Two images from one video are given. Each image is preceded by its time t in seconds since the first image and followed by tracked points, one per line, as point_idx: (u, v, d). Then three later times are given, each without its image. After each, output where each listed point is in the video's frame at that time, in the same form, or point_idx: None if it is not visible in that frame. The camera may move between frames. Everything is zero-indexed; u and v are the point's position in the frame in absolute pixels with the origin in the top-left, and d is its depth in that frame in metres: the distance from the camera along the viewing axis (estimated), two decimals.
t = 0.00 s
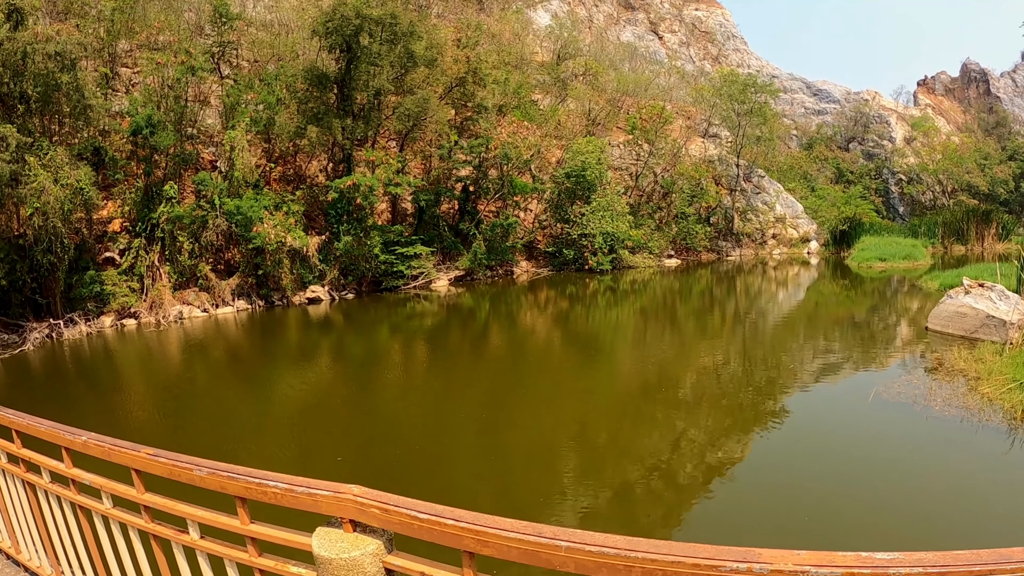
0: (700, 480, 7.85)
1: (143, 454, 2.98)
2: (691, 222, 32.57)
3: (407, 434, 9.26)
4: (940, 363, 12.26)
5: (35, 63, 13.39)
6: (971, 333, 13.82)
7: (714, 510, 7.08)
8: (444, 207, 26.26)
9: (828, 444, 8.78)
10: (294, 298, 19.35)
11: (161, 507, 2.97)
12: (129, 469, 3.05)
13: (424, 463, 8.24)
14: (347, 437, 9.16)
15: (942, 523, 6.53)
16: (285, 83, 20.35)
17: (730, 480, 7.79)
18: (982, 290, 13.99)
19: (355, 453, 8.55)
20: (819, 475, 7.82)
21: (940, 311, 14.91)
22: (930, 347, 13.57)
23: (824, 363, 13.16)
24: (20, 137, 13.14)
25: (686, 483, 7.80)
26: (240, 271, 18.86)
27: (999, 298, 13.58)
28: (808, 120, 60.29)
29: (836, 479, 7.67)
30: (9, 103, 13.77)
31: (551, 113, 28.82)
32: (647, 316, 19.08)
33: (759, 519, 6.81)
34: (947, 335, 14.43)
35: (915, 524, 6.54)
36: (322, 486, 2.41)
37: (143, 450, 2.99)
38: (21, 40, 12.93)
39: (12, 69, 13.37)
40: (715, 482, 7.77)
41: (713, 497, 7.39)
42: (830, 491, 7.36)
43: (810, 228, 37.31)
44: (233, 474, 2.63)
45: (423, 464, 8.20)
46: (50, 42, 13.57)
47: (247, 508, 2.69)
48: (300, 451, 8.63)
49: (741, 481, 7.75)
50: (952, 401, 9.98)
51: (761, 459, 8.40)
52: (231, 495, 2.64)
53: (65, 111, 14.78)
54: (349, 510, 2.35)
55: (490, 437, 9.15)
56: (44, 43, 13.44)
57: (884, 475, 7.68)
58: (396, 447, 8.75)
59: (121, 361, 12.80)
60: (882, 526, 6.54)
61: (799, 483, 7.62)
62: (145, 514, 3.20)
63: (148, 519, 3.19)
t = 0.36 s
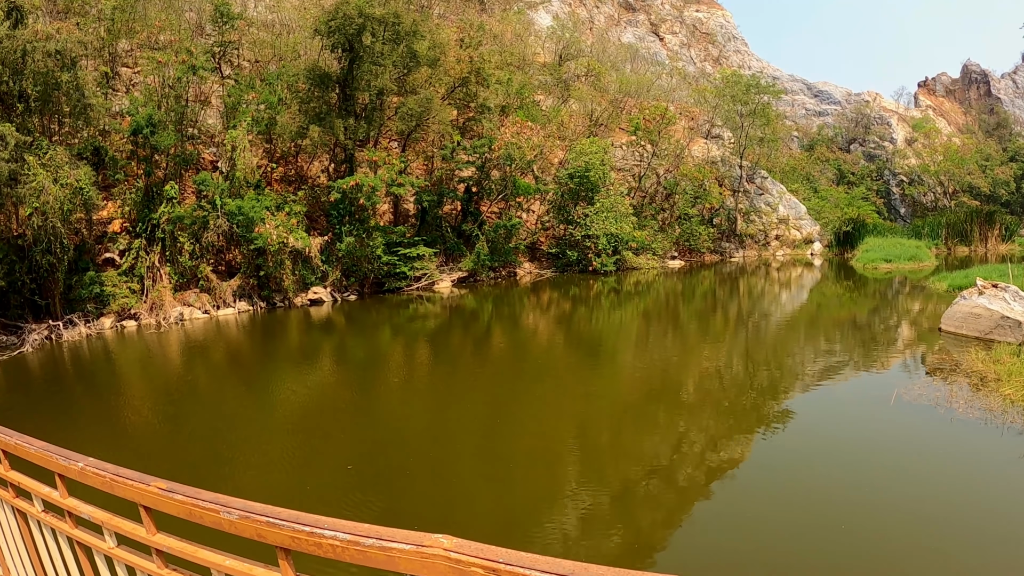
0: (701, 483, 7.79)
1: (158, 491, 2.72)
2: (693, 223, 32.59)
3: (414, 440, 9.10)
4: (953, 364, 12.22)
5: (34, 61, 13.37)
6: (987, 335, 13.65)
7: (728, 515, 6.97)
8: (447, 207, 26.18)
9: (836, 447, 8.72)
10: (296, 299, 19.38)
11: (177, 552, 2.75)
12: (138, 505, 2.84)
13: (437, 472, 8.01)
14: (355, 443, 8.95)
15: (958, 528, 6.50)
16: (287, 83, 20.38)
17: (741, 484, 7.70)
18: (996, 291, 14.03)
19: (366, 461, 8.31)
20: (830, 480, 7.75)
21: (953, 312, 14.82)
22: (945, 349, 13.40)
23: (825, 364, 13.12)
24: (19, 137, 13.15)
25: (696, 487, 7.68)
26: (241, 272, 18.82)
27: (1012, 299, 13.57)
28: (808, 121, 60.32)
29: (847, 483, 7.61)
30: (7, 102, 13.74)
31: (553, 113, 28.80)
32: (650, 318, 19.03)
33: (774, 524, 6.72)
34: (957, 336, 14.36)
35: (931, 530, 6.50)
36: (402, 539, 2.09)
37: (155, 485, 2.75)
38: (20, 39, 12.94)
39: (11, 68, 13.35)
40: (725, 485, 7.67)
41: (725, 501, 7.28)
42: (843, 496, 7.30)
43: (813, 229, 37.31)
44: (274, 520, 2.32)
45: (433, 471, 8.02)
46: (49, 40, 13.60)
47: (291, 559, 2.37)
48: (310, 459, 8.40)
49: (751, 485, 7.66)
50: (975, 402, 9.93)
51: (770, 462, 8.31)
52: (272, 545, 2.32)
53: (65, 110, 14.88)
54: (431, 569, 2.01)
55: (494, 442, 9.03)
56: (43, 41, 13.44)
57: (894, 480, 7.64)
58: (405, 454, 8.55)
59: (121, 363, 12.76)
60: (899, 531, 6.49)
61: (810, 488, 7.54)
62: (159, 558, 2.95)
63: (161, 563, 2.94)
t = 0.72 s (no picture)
0: (701, 484, 7.77)
1: (214, 567, 2.63)
2: (697, 224, 32.58)
3: (429, 447, 8.91)
4: (974, 367, 12.06)
5: (34, 59, 13.49)
6: (1002, 337, 13.52)
7: (748, 521, 6.83)
8: (450, 208, 26.10)
9: (843, 448, 8.70)
10: (298, 301, 19.46)
11: None
12: None
13: (458, 482, 7.79)
14: (369, 452, 8.73)
15: (980, 531, 6.47)
16: (289, 83, 20.48)
17: (754, 488, 7.59)
18: (1010, 293, 13.97)
19: (383, 471, 8.08)
20: (844, 482, 7.68)
21: (967, 314, 14.71)
22: (958, 352, 13.23)
23: (827, 366, 13.10)
24: (17, 136, 13.22)
25: (711, 492, 7.55)
26: (243, 273, 18.86)
27: None
28: (809, 123, 60.16)
29: (860, 485, 7.57)
30: (6, 101, 13.81)
31: (556, 113, 28.80)
32: (653, 319, 19.00)
33: (797, 531, 6.58)
34: (961, 338, 14.34)
35: (954, 532, 6.45)
36: None
37: (210, 560, 2.67)
38: (19, 37, 13.09)
39: (10, 67, 13.45)
40: (739, 490, 7.55)
41: (742, 507, 7.16)
42: (860, 499, 7.22)
43: (816, 230, 37.21)
44: None
45: (453, 480, 7.83)
46: (49, 38, 13.74)
47: None
48: (326, 470, 8.13)
49: (765, 489, 7.55)
50: (998, 407, 9.84)
51: (780, 465, 8.23)
52: None
53: (65, 110, 15.00)
54: None
55: (502, 446, 8.93)
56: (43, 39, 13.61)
57: (907, 481, 7.61)
58: (423, 463, 8.33)
59: (122, 367, 12.76)
60: (924, 536, 6.41)
61: (825, 491, 7.46)
62: None
63: None
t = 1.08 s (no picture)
0: (699, 484, 7.77)
1: None
2: (698, 224, 32.57)
3: (440, 451, 8.79)
4: (986, 366, 11.99)
5: (33, 56, 13.55)
6: (1012, 335, 13.49)
7: (769, 526, 6.72)
8: (451, 208, 26.12)
9: (851, 448, 8.67)
10: (298, 301, 19.50)
11: None
12: None
13: (475, 488, 7.67)
14: (381, 457, 8.59)
15: (1001, 532, 6.45)
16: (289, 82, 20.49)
17: (769, 491, 7.49)
18: (1020, 293, 13.98)
19: (398, 478, 7.95)
20: (857, 484, 7.62)
21: (974, 314, 14.69)
22: (965, 352, 13.12)
23: (825, 365, 13.10)
24: (16, 135, 13.24)
25: (726, 496, 7.43)
26: (243, 274, 18.89)
27: None
28: (808, 123, 60.06)
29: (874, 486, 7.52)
30: (4, 100, 13.82)
31: (557, 113, 28.79)
32: (654, 319, 19.01)
33: (820, 536, 6.48)
34: (962, 337, 14.32)
35: (975, 534, 6.42)
36: None
37: None
38: (18, 35, 13.11)
39: (9, 66, 13.47)
40: (755, 493, 7.44)
41: (760, 511, 7.04)
42: (876, 501, 7.16)
43: (817, 230, 37.18)
44: None
45: (470, 486, 7.70)
46: (48, 37, 13.84)
47: None
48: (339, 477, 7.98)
49: (779, 492, 7.45)
50: (1012, 407, 9.75)
51: (791, 467, 8.16)
52: None
53: (64, 109, 15.04)
54: None
55: (502, 447, 8.93)
56: (41, 37, 13.67)
57: (921, 482, 7.58)
58: (436, 468, 8.21)
59: (121, 368, 12.77)
60: (939, 539, 6.35)
61: (839, 492, 7.40)
62: None
63: None
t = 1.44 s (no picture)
0: (696, 485, 7.78)
1: None
2: (691, 225, 32.70)
3: (445, 458, 8.62)
4: (989, 367, 11.98)
5: (22, 55, 13.41)
6: (1012, 335, 13.52)
7: (786, 533, 6.58)
8: (445, 209, 26.03)
9: (853, 449, 8.66)
10: (291, 303, 19.37)
11: None
12: None
13: (479, 491, 7.61)
14: (385, 464, 8.41)
15: (1014, 530, 6.46)
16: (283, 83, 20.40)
17: (781, 496, 7.38)
18: (1019, 293, 14.05)
19: (405, 486, 7.77)
20: (857, 484, 7.64)
21: (974, 314, 14.73)
22: (964, 353, 13.11)
23: (817, 366, 13.15)
24: (7, 134, 13.09)
25: (739, 501, 7.30)
26: (235, 276, 18.74)
27: None
28: (799, 124, 60.54)
29: (883, 487, 7.48)
30: None
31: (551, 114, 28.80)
32: (648, 320, 19.07)
33: (840, 542, 6.37)
34: (954, 337, 14.42)
35: (989, 533, 6.43)
36: None
37: None
38: (8, 33, 12.91)
39: None
40: (767, 498, 7.32)
41: (774, 517, 6.92)
42: (888, 503, 7.11)
43: (810, 231, 37.42)
44: None
45: (480, 494, 7.54)
46: (37, 35, 13.60)
47: None
48: (345, 486, 7.77)
49: (790, 496, 7.35)
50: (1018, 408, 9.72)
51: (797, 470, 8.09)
52: None
53: (54, 109, 14.90)
54: None
55: (499, 449, 8.91)
56: (30, 36, 13.45)
57: (927, 481, 7.60)
58: (445, 476, 8.02)
59: (112, 372, 12.62)
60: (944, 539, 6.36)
61: (850, 494, 7.34)
62: None
63: None
